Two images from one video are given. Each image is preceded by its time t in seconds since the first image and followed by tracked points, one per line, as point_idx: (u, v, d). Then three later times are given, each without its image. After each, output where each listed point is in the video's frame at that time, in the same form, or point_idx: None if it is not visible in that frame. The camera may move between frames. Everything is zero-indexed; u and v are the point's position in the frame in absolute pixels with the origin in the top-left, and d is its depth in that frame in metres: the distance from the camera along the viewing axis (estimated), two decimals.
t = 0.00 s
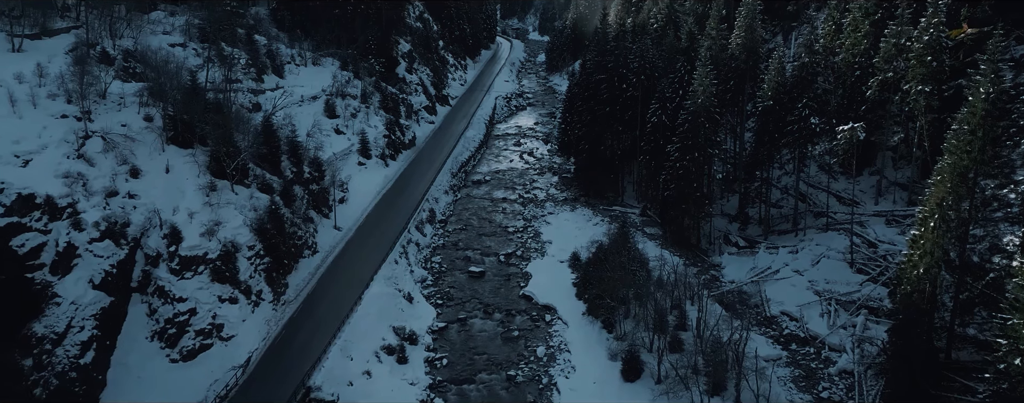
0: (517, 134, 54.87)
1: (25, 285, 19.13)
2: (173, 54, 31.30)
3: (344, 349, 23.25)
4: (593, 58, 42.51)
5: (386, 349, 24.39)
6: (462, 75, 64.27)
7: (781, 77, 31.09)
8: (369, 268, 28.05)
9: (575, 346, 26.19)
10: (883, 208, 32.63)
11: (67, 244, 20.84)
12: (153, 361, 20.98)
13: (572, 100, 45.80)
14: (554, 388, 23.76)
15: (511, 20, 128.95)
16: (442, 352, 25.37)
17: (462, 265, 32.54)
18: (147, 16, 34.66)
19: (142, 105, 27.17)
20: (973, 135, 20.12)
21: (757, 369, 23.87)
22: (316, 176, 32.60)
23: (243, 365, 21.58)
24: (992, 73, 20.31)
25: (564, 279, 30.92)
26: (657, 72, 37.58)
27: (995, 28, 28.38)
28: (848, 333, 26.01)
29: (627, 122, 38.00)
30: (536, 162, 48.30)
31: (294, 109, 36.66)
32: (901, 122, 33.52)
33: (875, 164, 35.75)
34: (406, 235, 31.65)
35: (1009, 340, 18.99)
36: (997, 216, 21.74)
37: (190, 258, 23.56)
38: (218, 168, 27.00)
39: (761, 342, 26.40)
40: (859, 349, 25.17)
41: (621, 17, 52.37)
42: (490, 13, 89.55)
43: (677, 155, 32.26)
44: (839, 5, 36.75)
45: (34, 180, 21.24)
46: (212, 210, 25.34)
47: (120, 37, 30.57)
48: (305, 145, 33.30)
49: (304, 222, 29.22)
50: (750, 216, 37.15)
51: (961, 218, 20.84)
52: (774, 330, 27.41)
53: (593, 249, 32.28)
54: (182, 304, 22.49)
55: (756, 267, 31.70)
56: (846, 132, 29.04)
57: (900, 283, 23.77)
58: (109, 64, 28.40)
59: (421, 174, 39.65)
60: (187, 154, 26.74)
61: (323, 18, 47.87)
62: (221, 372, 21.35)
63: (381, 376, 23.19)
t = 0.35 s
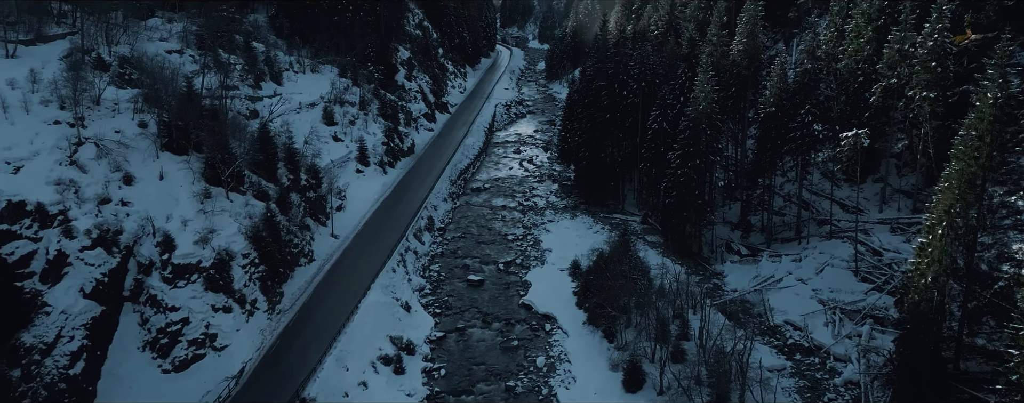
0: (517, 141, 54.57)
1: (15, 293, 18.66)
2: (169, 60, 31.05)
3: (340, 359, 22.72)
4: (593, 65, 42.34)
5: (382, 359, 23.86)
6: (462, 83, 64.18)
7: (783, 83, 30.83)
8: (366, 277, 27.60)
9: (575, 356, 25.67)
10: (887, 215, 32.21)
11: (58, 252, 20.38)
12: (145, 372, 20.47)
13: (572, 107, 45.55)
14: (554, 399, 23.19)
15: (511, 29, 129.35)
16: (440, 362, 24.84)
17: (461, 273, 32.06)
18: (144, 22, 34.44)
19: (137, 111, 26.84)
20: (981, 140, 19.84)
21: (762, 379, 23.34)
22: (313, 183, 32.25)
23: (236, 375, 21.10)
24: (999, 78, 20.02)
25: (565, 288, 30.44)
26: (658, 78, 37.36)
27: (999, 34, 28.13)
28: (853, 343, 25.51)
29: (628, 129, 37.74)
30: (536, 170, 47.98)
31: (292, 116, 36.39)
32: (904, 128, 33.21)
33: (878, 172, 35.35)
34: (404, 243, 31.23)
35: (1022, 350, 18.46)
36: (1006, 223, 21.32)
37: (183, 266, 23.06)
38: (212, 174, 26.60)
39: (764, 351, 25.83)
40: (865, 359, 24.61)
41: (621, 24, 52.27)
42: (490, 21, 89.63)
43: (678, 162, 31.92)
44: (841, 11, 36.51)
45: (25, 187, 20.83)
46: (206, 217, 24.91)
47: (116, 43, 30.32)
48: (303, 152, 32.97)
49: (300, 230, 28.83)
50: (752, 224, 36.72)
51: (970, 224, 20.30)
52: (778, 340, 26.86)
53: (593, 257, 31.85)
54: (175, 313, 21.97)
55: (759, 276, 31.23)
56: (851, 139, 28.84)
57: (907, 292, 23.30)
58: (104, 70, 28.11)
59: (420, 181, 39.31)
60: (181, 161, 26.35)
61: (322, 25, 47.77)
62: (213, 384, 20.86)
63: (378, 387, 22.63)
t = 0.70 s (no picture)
0: (517, 149, 54.24)
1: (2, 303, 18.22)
2: (165, 68, 30.74)
3: (335, 371, 22.06)
4: (593, 73, 42.14)
5: (379, 370, 23.26)
6: (461, 92, 64.05)
7: (786, 90, 30.52)
8: (363, 286, 27.07)
9: (575, 367, 25.06)
10: (892, 224, 31.76)
11: (46, 260, 19.93)
12: (135, 384, 19.91)
13: (572, 115, 45.26)
14: None
15: (511, 38, 129.76)
16: (438, 374, 24.22)
17: (460, 282, 31.53)
18: (141, 30, 34.19)
19: (130, 118, 26.45)
20: (991, 147, 19.42)
21: (767, 392, 22.73)
22: (310, 191, 31.87)
23: (228, 387, 20.50)
24: (1009, 83, 19.63)
25: (565, 298, 29.89)
26: (658, 86, 37.08)
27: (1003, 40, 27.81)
28: (859, 354, 24.89)
29: (628, 137, 37.42)
30: (536, 178, 47.59)
31: (289, 124, 36.11)
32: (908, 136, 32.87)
33: (882, 180, 34.92)
34: (401, 252, 30.74)
35: None
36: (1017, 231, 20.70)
37: (175, 276, 22.48)
38: (206, 182, 26.15)
39: (769, 363, 25.16)
40: (872, 371, 23.94)
41: (621, 32, 52.18)
42: (490, 30, 89.68)
43: (679, 169, 31.50)
44: (843, 17, 36.22)
45: (14, 195, 20.43)
46: (200, 225, 24.43)
47: (111, 50, 30.02)
48: (299, 160, 32.59)
49: (296, 238, 28.37)
50: (754, 233, 36.25)
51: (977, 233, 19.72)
52: (782, 350, 26.21)
53: (594, 266, 31.33)
54: (166, 324, 21.37)
55: (762, 285, 30.68)
56: (855, 146, 28.45)
57: (915, 302, 22.78)
58: (99, 77, 27.77)
59: (419, 189, 38.89)
60: (174, 168, 25.92)
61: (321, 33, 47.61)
62: (205, 396, 20.27)
63: (374, 399, 22.00)
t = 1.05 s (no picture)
0: (516, 157, 53.91)
1: None
2: (161, 74, 30.45)
3: (331, 381, 21.58)
4: (593, 80, 41.98)
5: (376, 381, 22.73)
6: (461, 99, 63.90)
7: (788, 96, 30.22)
8: (359, 295, 26.60)
9: (575, 378, 24.53)
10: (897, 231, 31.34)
11: (37, 269, 19.55)
12: (125, 394, 19.38)
13: (572, 122, 45.02)
14: None
15: (511, 46, 130.00)
16: (436, 384, 23.67)
17: (458, 291, 31.05)
18: (138, 36, 33.98)
19: (125, 124, 26.13)
20: (999, 152, 19.08)
21: None
22: (307, 198, 31.52)
23: (221, 398, 19.95)
24: (1017, 87, 19.30)
25: (565, 306, 29.39)
26: (659, 92, 36.88)
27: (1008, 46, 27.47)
28: (865, 364, 24.36)
29: (628, 144, 37.11)
30: (535, 185, 47.26)
31: (287, 131, 35.86)
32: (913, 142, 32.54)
33: (886, 186, 34.52)
34: (399, 260, 30.30)
35: None
36: None
37: (167, 284, 22.01)
38: (201, 188, 25.75)
39: (773, 373, 24.58)
40: (878, 381, 23.33)
41: (621, 39, 52.07)
42: (490, 38, 89.78)
43: (680, 176, 31.17)
44: (846, 23, 35.91)
45: (5, 202, 20.09)
46: (194, 233, 24.00)
47: (108, 56, 29.78)
48: (296, 167, 32.26)
49: (292, 246, 27.96)
50: (757, 240, 35.86)
51: (987, 241, 19.33)
52: (786, 360, 25.66)
53: (594, 274, 30.85)
54: (158, 333, 20.88)
55: (765, 294, 30.21)
56: (859, 152, 28.07)
57: (923, 311, 22.32)
58: (94, 83, 27.49)
59: (417, 197, 38.53)
60: (169, 174, 25.56)
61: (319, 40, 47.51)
62: None
63: None
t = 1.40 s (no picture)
0: (516, 164, 53.62)
1: None
2: (158, 80, 30.21)
3: (326, 391, 21.09)
4: (593, 87, 41.80)
5: (372, 391, 22.22)
6: (460, 107, 63.76)
7: (790, 101, 29.95)
8: (356, 303, 26.16)
9: (576, 388, 24.00)
10: (901, 239, 30.93)
11: (26, 277, 19.06)
12: None
13: (572, 129, 44.80)
14: None
15: (511, 54, 130.23)
16: (433, 395, 23.15)
17: (457, 299, 30.56)
18: (135, 42, 33.78)
19: (119, 130, 25.81)
20: (1008, 157, 18.79)
21: None
22: (304, 206, 31.21)
23: None
24: None
25: (565, 315, 28.92)
26: (660, 99, 36.67)
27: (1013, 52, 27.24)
28: (870, 374, 23.85)
29: (629, 151, 36.87)
30: (535, 193, 46.92)
31: (285, 138, 35.65)
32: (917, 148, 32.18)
33: (890, 194, 34.15)
34: (397, 268, 29.89)
35: None
36: None
37: (160, 293, 21.58)
38: (195, 195, 25.34)
39: (778, 383, 24.02)
40: (884, 391, 22.77)
41: (621, 46, 51.97)
42: (489, 47, 89.89)
43: (682, 183, 30.88)
44: (848, 28, 35.65)
45: None
46: (187, 240, 23.60)
47: (104, 63, 29.57)
48: (293, 174, 31.93)
49: (288, 254, 27.58)
50: (759, 248, 35.47)
51: (997, 247, 18.98)
52: (790, 370, 25.11)
53: (595, 282, 30.39)
54: (150, 342, 20.42)
55: (767, 303, 29.75)
56: (862, 159, 27.76)
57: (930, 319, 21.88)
58: (89, 89, 27.23)
59: (416, 204, 38.17)
60: (163, 180, 25.20)
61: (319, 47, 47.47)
62: None
63: None
